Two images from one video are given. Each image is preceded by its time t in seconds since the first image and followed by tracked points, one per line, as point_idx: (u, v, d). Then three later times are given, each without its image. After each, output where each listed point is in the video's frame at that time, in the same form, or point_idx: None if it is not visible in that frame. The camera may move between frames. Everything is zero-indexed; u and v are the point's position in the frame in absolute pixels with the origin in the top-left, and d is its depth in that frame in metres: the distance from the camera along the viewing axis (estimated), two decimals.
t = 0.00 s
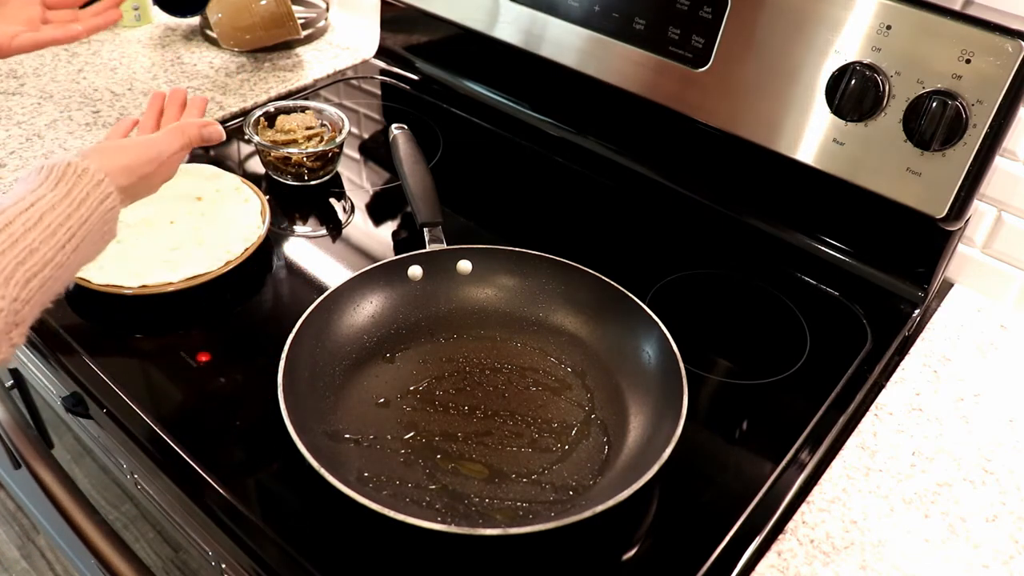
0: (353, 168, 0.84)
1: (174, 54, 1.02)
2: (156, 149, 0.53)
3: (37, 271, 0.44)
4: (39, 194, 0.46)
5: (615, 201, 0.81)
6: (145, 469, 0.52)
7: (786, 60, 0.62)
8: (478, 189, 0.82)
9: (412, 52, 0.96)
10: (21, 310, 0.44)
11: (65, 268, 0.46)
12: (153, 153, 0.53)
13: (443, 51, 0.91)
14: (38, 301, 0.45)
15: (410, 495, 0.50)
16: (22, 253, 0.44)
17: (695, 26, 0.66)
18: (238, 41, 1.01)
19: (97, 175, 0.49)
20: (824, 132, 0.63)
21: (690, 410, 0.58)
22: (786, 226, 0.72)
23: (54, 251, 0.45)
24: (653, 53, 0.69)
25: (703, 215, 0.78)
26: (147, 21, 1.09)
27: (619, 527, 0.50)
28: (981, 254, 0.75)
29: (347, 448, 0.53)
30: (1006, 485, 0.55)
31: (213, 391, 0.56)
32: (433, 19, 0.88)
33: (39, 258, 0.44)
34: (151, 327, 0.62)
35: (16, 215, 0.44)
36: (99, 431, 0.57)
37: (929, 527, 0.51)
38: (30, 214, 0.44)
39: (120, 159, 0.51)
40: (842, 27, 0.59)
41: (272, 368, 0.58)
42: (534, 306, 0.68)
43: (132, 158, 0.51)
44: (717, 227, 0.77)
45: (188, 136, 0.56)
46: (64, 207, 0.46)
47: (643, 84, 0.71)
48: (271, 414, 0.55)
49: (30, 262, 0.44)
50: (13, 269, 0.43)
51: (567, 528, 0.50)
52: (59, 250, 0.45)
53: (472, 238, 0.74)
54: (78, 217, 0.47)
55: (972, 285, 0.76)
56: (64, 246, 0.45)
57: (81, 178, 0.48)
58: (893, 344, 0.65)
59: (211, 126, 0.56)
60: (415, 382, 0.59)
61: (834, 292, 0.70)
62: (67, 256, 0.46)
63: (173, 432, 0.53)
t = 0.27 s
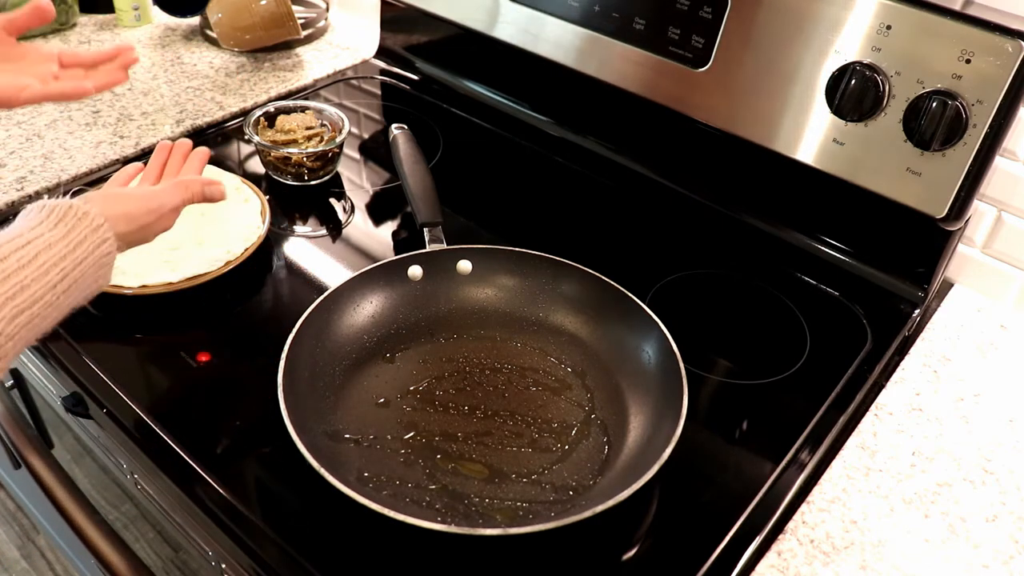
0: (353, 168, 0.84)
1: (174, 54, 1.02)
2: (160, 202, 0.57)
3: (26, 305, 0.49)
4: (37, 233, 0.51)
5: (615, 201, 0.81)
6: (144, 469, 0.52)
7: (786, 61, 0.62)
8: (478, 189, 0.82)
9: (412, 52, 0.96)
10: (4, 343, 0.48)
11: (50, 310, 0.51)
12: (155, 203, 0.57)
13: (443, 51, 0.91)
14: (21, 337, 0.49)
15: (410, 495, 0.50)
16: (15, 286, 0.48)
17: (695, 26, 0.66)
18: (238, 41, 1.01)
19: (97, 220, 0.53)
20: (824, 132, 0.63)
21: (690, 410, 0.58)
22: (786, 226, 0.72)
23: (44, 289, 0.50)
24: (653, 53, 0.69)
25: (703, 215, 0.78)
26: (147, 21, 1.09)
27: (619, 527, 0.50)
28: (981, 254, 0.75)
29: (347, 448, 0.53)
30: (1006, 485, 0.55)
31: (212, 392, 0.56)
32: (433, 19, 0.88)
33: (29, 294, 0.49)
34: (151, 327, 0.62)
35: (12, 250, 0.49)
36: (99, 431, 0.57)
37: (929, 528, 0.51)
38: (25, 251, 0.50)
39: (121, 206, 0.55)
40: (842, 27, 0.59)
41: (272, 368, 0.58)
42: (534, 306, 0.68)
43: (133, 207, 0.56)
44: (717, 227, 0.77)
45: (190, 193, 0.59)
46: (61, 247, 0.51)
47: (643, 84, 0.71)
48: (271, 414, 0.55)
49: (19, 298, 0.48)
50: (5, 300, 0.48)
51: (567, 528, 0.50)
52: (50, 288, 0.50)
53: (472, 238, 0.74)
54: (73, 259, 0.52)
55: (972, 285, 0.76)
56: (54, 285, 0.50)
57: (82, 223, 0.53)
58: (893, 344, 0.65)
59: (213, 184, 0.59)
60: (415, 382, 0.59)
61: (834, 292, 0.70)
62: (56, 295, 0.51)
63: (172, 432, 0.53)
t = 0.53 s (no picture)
0: (353, 168, 0.84)
1: (174, 54, 1.02)
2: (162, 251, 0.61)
3: (27, 334, 0.55)
4: (45, 268, 0.58)
5: (615, 201, 0.81)
6: (144, 469, 0.52)
7: (786, 61, 0.63)
8: (478, 189, 0.82)
9: (412, 52, 0.96)
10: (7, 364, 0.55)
11: (51, 341, 0.56)
12: (155, 250, 0.60)
13: (444, 51, 0.91)
14: (23, 363, 0.56)
15: (410, 495, 0.50)
16: (17, 314, 0.56)
17: (695, 26, 0.66)
18: (238, 41, 1.01)
19: (99, 258, 0.59)
20: (824, 132, 0.63)
21: (690, 410, 0.58)
22: (786, 226, 0.72)
23: (46, 320, 0.56)
24: (653, 53, 0.69)
25: (704, 215, 0.77)
26: (147, 21, 1.09)
27: (619, 527, 0.50)
28: (981, 254, 0.75)
29: (347, 448, 0.53)
30: (1006, 485, 0.55)
31: (212, 392, 0.56)
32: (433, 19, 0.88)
33: (31, 323, 0.56)
34: (150, 327, 0.62)
35: (18, 282, 0.57)
36: (99, 431, 0.57)
37: (929, 528, 0.51)
38: (35, 284, 0.57)
39: (125, 249, 0.60)
40: (842, 27, 0.59)
41: (272, 368, 0.58)
42: (534, 306, 0.68)
43: (136, 251, 0.60)
44: (717, 227, 0.77)
45: (184, 251, 0.62)
46: (64, 281, 0.57)
47: (643, 83, 0.71)
48: (271, 414, 0.55)
49: (23, 324, 0.56)
50: (7, 328, 0.55)
51: (567, 528, 0.50)
52: (50, 319, 0.56)
53: (472, 238, 0.74)
54: (73, 294, 0.57)
55: (972, 285, 0.76)
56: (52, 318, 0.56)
57: (85, 260, 0.59)
58: (893, 344, 0.65)
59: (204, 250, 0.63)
60: (415, 382, 0.59)
61: (834, 292, 0.70)
62: (58, 327, 0.56)
63: (172, 433, 0.53)
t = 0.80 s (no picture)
0: (353, 168, 0.84)
1: (174, 54, 1.02)
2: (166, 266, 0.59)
3: (30, 342, 0.53)
4: (48, 277, 0.55)
5: (615, 201, 0.81)
6: (144, 469, 0.52)
7: (786, 61, 0.62)
8: (478, 189, 0.82)
9: (412, 52, 0.96)
10: (7, 374, 0.52)
11: (54, 350, 0.54)
12: (160, 264, 0.58)
13: (444, 51, 0.91)
14: (25, 371, 0.53)
15: (410, 495, 0.50)
16: (20, 322, 0.52)
17: (695, 26, 0.66)
18: (237, 41, 1.01)
19: (105, 270, 0.57)
20: (824, 132, 0.63)
21: (690, 410, 0.58)
22: (786, 226, 0.72)
23: (50, 329, 0.53)
24: (653, 53, 0.69)
25: (703, 215, 0.77)
26: (147, 21, 1.09)
27: (619, 527, 0.50)
28: (981, 254, 0.75)
29: (347, 448, 0.53)
30: (1006, 485, 0.55)
31: (213, 391, 0.56)
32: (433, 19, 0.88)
33: (35, 331, 0.53)
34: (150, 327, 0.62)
35: (22, 290, 0.53)
36: (99, 432, 0.57)
37: (929, 528, 0.51)
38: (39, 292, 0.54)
39: (130, 262, 0.58)
40: (842, 27, 0.59)
41: (272, 368, 0.58)
42: (533, 306, 0.68)
43: (140, 264, 0.58)
44: (717, 227, 0.77)
45: (189, 268, 0.60)
46: (69, 290, 0.55)
47: (643, 83, 0.71)
48: (271, 414, 0.55)
49: (25, 331, 0.52)
50: (9, 336, 0.52)
51: (567, 528, 0.50)
52: (55, 328, 0.53)
53: (472, 238, 0.74)
54: (79, 303, 0.55)
55: (972, 285, 0.76)
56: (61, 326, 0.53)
57: (89, 271, 0.56)
58: (893, 344, 0.65)
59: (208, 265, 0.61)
60: (415, 382, 0.59)
61: (834, 292, 0.70)
62: (62, 336, 0.54)
63: (172, 433, 0.53)
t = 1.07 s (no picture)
0: (353, 168, 0.84)
1: (174, 54, 1.02)
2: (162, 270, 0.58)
3: (29, 342, 0.53)
4: (47, 276, 0.55)
5: (615, 200, 0.81)
6: (144, 469, 0.52)
7: (786, 61, 0.62)
8: (478, 189, 0.82)
9: (412, 52, 0.96)
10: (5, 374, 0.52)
11: (52, 350, 0.54)
12: (157, 267, 0.58)
13: (444, 51, 0.91)
14: (23, 371, 0.53)
15: (410, 495, 0.50)
16: (18, 322, 0.52)
17: (695, 26, 0.66)
18: (237, 41, 1.01)
19: (103, 269, 0.57)
20: (824, 132, 0.63)
21: (690, 410, 0.58)
22: (786, 226, 0.72)
23: (49, 329, 0.53)
24: (653, 53, 0.69)
25: (704, 216, 0.77)
26: (147, 21, 1.09)
27: (620, 527, 0.50)
28: (981, 254, 0.75)
29: (347, 448, 0.53)
30: (1006, 485, 0.55)
31: (213, 392, 0.56)
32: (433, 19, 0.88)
33: (33, 331, 0.53)
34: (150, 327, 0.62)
35: (21, 290, 0.53)
36: (99, 432, 0.57)
37: (929, 528, 0.51)
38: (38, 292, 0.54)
39: (129, 263, 0.58)
40: (842, 27, 0.59)
41: (272, 368, 0.58)
42: (533, 306, 0.68)
43: (137, 266, 0.58)
44: (717, 227, 0.77)
45: (187, 270, 0.59)
46: (67, 290, 0.55)
47: (643, 83, 0.71)
48: (271, 414, 0.55)
49: (24, 331, 0.52)
50: (8, 336, 0.52)
51: (567, 528, 0.50)
52: (53, 328, 0.53)
53: (472, 238, 0.74)
54: (78, 302, 0.55)
55: (972, 285, 0.76)
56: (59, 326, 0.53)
57: (88, 270, 0.56)
58: (893, 344, 0.65)
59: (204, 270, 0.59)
60: (415, 382, 0.59)
61: (834, 292, 0.70)
62: (60, 336, 0.54)
63: (172, 433, 0.53)
